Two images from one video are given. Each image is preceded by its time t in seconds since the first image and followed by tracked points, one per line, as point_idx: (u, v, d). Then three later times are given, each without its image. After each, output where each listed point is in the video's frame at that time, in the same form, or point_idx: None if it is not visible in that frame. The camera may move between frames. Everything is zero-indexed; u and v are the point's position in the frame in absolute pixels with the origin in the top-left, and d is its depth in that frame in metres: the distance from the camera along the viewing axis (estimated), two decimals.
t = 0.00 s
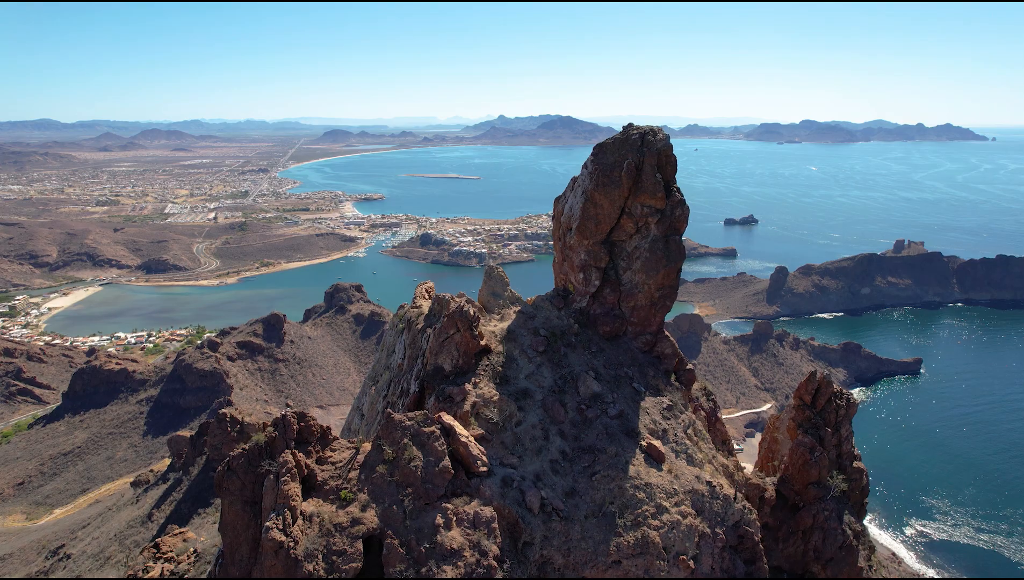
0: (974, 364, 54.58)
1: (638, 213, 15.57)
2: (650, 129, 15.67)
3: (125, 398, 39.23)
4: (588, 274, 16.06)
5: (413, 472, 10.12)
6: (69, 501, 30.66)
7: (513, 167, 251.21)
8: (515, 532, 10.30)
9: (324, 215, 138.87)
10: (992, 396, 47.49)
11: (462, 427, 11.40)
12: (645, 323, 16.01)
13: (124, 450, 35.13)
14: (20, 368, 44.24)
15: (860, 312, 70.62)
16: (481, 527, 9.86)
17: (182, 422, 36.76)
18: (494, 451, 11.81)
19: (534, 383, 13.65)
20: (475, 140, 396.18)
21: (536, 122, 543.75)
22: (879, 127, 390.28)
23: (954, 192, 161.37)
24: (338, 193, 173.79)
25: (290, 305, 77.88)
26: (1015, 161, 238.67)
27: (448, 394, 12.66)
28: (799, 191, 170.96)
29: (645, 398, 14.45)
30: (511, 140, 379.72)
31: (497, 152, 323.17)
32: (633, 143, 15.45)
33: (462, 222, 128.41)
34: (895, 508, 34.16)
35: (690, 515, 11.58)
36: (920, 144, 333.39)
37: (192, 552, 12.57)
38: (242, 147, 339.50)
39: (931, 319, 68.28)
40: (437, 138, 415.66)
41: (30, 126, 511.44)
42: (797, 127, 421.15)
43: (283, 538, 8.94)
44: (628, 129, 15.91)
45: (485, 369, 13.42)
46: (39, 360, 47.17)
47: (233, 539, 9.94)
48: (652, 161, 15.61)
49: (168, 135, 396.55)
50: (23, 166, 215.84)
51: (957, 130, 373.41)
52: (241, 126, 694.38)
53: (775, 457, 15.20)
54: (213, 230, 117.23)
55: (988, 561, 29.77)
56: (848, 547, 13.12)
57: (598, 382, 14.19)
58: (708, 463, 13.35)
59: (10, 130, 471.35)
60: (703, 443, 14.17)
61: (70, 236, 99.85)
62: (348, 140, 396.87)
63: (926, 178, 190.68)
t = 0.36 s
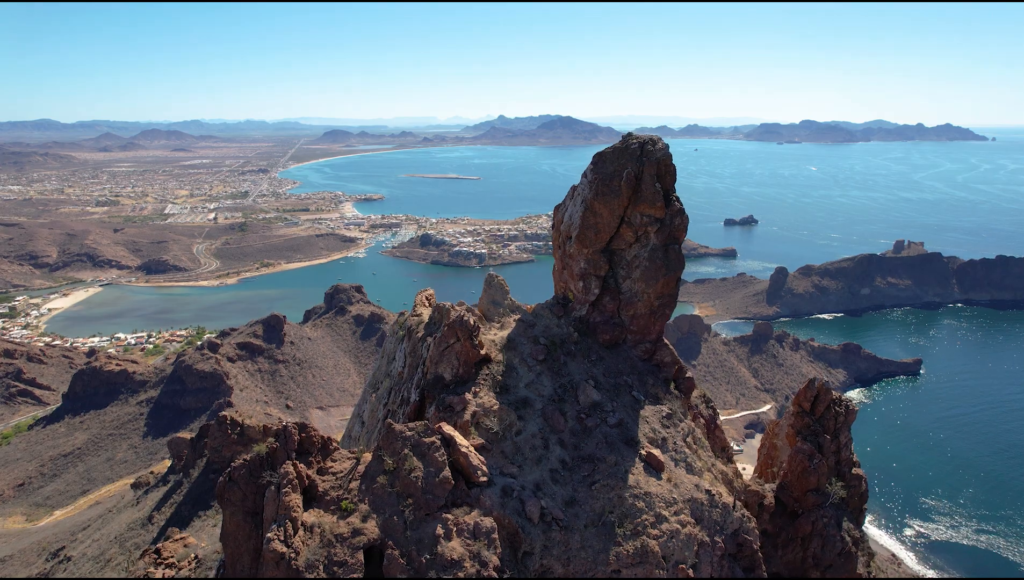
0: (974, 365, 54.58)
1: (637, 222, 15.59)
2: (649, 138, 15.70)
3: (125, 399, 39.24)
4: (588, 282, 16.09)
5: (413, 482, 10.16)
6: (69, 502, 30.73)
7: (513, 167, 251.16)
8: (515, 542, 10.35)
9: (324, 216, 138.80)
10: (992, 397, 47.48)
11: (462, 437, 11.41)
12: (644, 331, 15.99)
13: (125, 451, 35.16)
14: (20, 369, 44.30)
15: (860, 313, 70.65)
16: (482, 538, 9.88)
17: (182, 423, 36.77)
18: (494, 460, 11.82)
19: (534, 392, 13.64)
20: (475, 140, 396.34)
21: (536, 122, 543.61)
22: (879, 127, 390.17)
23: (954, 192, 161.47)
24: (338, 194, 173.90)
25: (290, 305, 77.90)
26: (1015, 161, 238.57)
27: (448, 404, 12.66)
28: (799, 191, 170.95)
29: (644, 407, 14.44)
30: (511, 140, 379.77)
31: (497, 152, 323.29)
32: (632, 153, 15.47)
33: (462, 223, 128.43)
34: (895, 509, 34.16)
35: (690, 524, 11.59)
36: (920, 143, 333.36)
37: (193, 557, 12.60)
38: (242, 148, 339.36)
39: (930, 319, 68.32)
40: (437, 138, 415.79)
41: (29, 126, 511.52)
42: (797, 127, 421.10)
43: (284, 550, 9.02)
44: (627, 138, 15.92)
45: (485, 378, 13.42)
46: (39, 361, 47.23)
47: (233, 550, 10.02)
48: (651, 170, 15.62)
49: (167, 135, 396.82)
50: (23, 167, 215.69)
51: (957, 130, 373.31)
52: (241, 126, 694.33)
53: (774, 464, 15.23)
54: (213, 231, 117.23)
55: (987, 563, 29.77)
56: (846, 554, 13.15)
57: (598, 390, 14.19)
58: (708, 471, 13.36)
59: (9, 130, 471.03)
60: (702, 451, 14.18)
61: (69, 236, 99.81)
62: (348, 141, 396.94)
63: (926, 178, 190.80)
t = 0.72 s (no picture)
0: (974, 365, 54.60)
1: (636, 232, 15.63)
2: (648, 147, 15.73)
3: (125, 400, 39.20)
4: (587, 291, 16.10)
5: (414, 493, 10.16)
6: (69, 503, 30.77)
7: (513, 167, 251.24)
8: (515, 551, 10.37)
9: (324, 216, 138.79)
10: (992, 398, 47.51)
11: (462, 447, 11.45)
12: (644, 340, 15.98)
13: (125, 452, 35.17)
14: (20, 370, 44.37)
15: (860, 313, 70.67)
16: (482, 548, 9.88)
17: (182, 424, 36.73)
18: (494, 470, 11.82)
19: (534, 401, 13.65)
20: (475, 140, 396.40)
21: (536, 122, 543.66)
22: (879, 127, 390.13)
23: (954, 192, 161.54)
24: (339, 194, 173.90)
25: (290, 306, 77.93)
26: (1014, 161, 238.65)
27: (448, 413, 12.66)
28: (800, 191, 170.93)
29: (643, 416, 14.46)
30: (511, 140, 379.91)
31: (497, 152, 323.57)
32: (632, 162, 15.50)
33: (462, 223, 128.54)
34: (894, 510, 34.18)
35: (688, 533, 11.62)
36: (920, 143, 333.40)
37: (192, 563, 12.59)
38: (242, 148, 339.39)
39: (931, 320, 68.33)
40: (437, 138, 415.85)
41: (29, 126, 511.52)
42: (797, 127, 421.10)
43: (285, 561, 9.09)
44: (627, 147, 15.95)
45: (485, 387, 13.40)
46: (39, 362, 47.28)
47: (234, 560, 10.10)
48: (651, 179, 15.65)
49: (167, 135, 397.10)
50: (23, 167, 215.69)
51: (957, 130, 373.38)
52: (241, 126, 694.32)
53: (773, 470, 15.26)
54: (213, 231, 117.26)
55: (987, 564, 29.78)
56: (845, 561, 13.13)
57: (597, 399, 14.20)
58: (707, 480, 13.39)
59: (9, 130, 470.88)
60: (702, 460, 14.18)
61: (69, 237, 99.82)
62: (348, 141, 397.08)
63: (926, 178, 190.78)
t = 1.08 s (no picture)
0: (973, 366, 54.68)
1: (636, 242, 15.64)
2: (648, 157, 15.76)
3: (125, 401, 39.21)
4: (587, 300, 16.12)
5: (415, 504, 10.20)
6: (70, 504, 30.82)
7: (514, 167, 251.21)
8: (516, 562, 10.36)
9: (324, 216, 138.90)
10: (991, 398, 47.59)
11: (462, 457, 11.49)
12: (643, 348, 15.96)
13: (125, 453, 35.22)
14: (20, 371, 44.44)
15: (860, 314, 70.75)
16: (482, 560, 9.90)
17: (182, 425, 36.70)
18: (494, 480, 11.83)
19: (534, 410, 13.65)
20: (474, 140, 396.01)
21: (536, 122, 543.40)
22: (879, 127, 390.08)
23: (954, 192, 161.60)
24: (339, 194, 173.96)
25: (290, 306, 77.98)
26: (1015, 161, 238.75)
27: (448, 423, 12.67)
28: (800, 191, 170.89)
29: (643, 425, 14.48)
30: (511, 140, 380.05)
31: (497, 152, 323.75)
32: (631, 172, 15.51)
33: (462, 223, 128.64)
34: (894, 510, 34.23)
35: (688, 542, 11.63)
36: (920, 143, 333.41)
37: (193, 570, 12.64)
38: (242, 148, 339.14)
39: (930, 321, 68.38)
40: (437, 139, 415.73)
41: (30, 126, 511.53)
42: (797, 127, 421.15)
43: (287, 571, 9.18)
44: (627, 157, 15.98)
45: (485, 397, 13.38)
46: (40, 363, 47.34)
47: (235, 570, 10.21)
48: (650, 189, 15.66)
49: (168, 135, 397.08)
50: (24, 168, 215.62)
51: (957, 130, 373.49)
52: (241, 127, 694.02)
53: (773, 477, 15.31)
54: (214, 231, 117.34)
55: (986, 564, 29.82)
56: (844, 569, 13.12)
57: (597, 409, 14.22)
58: (706, 488, 13.42)
59: (9, 130, 470.47)
60: (701, 468, 14.20)
61: (70, 238, 99.83)
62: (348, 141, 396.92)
63: (925, 178, 190.83)
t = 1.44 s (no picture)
0: (973, 367, 54.71)
1: (636, 251, 15.64)
2: (647, 167, 15.82)
3: (125, 402, 39.22)
4: (587, 309, 16.11)
5: (416, 516, 10.21)
6: (70, 505, 30.88)
7: (514, 168, 251.19)
8: (516, 573, 10.37)
9: (324, 216, 138.95)
10: (990, 399, 47.61)
11: (462, 468, 11.51)
12: (643, 357, 15.96)
13: (126, 454, 35.25)
14: (20, 372, 44.52)
15: (860, 314, 70.79)
16: (482, 571, 9.89)
17: (182, 427, 36.66)
18: (494, 489, 11.83)
19: (534, 419, 13.65)
20: (474, 140, 396.10)
21: (536, 122, 543.63)
22: (879, 127, 389.80)
23: (954, 192, 161.66)
24: (339, 194, 173.88)
25: (290, 307, 77.98)
26: (1015, 161, 238.67)
27: (449, 432, 12.66)
28: (800, 191, 170.94)
29: (643, 433, 14.47)
30: (511, 140, 380.22)
31: (497, 152, 323.96)
32: (631, 181, 15.57)
33: (462, 224, 128.70)
34: (893, 511, 34.27)
35: (687, 551, 11.64)
36: (920, 143, 333.39)
37: (192, 575, 12.59)
38: (242, 148, 339.21)
39: (930, 321, 68.43)
40: (437, 139, 415.87)
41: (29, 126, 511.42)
42: (797, 127, 421.03)
43: None
44: (626, 166, 16.03)
45: (485, 407, 13.40)
46: (40, 363, 47.41)
47: None
48: (649, 199, 15.73)
49: (168, 135, 397.29)
50: (24, 168, 215.63)
51: (957, 131, 373.52)
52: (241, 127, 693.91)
53: (772, 484, 15.33)
54: (214, 231, 117.38)
55: (986, 565, 29.84)
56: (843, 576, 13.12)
57: (597, 417, 14.20)
58: (704, 497, 13.43)
59: (9, 130, 470.58)
60: (701, 477, 14.19)
61: (70, 238, 99.87)
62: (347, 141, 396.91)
63: (925, 178, 190.81)
